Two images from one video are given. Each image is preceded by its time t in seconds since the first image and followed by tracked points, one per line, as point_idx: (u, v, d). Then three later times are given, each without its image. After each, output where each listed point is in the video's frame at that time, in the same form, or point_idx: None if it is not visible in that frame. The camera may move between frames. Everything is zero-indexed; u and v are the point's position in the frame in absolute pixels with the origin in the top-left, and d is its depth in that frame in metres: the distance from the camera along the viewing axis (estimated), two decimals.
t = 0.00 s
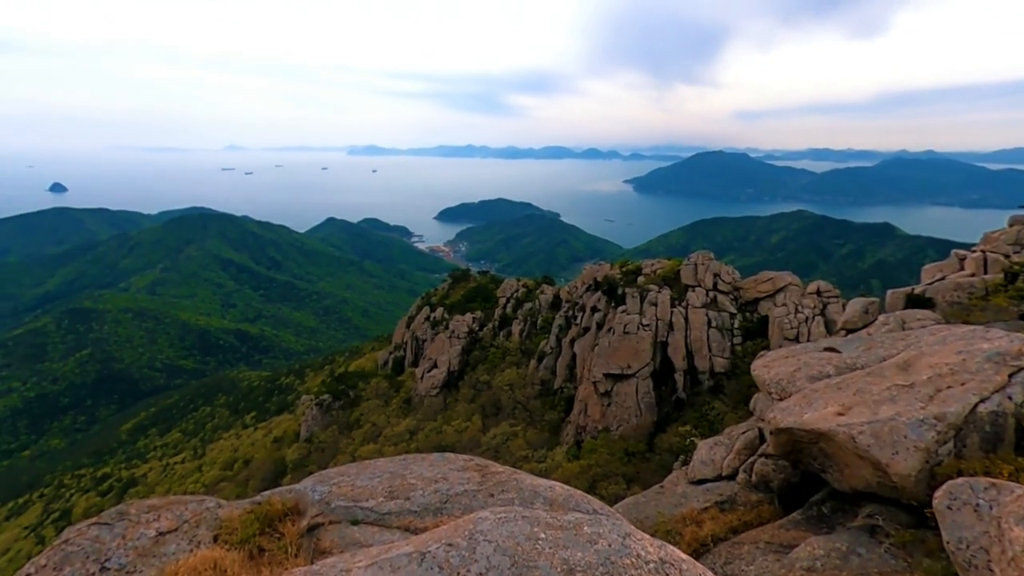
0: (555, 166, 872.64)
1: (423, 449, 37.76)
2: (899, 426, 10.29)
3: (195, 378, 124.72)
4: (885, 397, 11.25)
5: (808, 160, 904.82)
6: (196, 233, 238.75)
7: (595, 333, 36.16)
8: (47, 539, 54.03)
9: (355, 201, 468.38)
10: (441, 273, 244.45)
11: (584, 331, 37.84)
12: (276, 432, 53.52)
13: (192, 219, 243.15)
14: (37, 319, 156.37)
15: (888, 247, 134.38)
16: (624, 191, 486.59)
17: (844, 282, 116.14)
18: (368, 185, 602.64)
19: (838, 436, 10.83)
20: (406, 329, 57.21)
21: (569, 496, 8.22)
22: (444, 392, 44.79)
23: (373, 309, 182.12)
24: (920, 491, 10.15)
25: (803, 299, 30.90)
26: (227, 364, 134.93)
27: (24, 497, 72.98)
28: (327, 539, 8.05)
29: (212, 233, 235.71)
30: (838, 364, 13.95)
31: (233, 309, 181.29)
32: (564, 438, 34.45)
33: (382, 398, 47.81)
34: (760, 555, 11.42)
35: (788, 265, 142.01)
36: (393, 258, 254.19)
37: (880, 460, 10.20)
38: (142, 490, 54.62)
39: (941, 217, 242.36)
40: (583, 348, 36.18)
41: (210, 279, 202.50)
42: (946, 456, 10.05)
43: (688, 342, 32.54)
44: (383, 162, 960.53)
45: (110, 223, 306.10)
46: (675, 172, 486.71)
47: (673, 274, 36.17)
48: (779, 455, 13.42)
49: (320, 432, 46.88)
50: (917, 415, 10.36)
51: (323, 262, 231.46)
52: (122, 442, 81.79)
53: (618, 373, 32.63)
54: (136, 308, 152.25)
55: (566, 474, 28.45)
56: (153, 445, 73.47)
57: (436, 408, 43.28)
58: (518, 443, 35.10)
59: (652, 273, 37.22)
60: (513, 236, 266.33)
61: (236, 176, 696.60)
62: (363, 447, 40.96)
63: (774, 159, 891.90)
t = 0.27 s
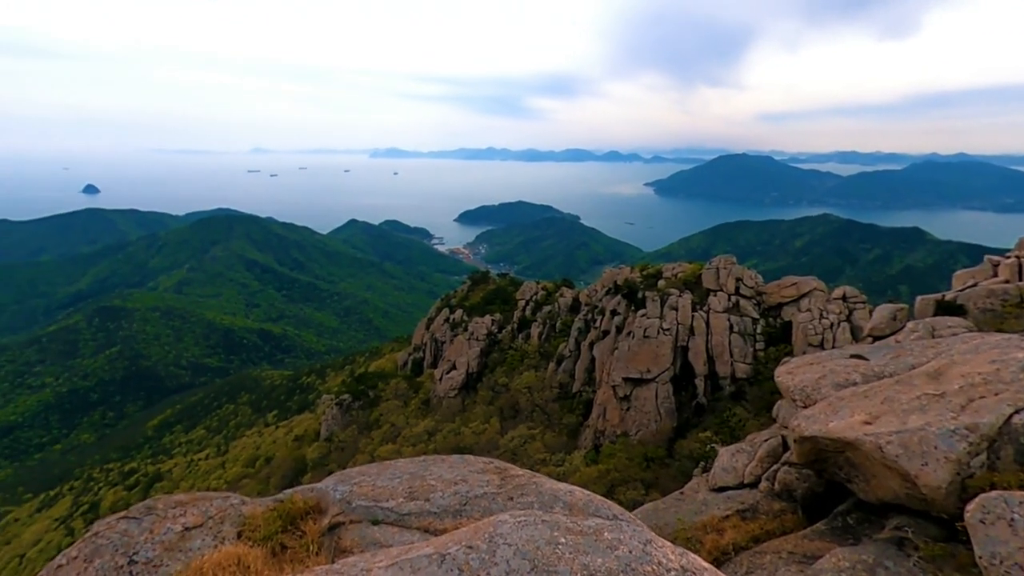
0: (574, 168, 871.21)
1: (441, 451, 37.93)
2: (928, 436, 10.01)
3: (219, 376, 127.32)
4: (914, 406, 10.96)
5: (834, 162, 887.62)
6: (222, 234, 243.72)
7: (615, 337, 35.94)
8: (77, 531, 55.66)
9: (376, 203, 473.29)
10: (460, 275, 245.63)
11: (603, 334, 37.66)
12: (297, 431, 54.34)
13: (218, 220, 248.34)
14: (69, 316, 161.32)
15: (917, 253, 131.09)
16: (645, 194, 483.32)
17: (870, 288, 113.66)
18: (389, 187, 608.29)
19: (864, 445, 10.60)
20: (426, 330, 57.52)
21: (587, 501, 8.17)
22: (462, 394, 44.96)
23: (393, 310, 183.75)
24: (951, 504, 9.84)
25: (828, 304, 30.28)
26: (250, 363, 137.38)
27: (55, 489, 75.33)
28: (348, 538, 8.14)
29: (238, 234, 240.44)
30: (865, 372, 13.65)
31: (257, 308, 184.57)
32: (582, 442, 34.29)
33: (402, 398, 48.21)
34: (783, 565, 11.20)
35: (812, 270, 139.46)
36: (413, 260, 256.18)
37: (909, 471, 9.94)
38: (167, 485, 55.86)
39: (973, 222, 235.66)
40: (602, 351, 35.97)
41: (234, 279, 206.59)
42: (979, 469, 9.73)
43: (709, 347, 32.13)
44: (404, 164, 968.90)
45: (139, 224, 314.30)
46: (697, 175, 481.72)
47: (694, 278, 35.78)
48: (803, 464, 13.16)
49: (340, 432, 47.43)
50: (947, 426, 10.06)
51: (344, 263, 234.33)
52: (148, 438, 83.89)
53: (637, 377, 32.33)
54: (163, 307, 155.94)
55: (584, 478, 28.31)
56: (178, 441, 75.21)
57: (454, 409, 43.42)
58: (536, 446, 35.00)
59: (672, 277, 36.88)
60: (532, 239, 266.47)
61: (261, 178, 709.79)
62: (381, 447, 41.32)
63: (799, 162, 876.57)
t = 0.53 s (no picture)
0: (595, 170, 867.98)
1: (459, 451, 38.05)
2: (961, 446, 9.70)
3: (243, 374, 129.74)
4: (946, 415, 10.62)
5: (861, 164, 868.19)
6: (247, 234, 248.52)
7: (635, 340, 35.67)
8: (105, 522, 57.21)
9: (398, 204, 477.80)
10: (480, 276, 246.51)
11: (624, 337, 37.41)
12: (318, 429, 55.05)
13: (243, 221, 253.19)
14: (101, 314, 166.01)
15: (949, 257, 127.46)
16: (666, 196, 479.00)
17: (899, 293, 110.90)
18: (411, 189, 613.09)
19: (892, 454, 10.36)
20: (445, 331, 57.79)
21: (608, 505, 8.12)
22: (481, 395, 45.05)
23: (413, 311, 185.23)
24: (985, 518, 9.41)
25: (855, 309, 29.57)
26: (273, 361, 139.80)
27: (86, 481, 77.63)
28: (368, 537, 8.22)
29: (262, 234, 244.56)
30: (894, 379, 13.31)
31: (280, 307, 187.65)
32: (601, 445, 34.05)
33: (421, 398, 48.52)
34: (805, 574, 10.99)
35: (839, 275, 136.56)
36: (433, 261, 257.88)
37: (939, 482, 9.66)
38: (193, 480, 57.12)
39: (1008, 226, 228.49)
40: (622, 354, 35.74)
41: (258, 279, 210.33)
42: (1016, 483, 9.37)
43: (731, 352, 31.69)
44: (425, 166, 975.84)
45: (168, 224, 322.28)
46: (720, 177, 475.82)
47: (717, 282, 35.33)
48: (828, 472, 12.91)
49: (360, 430, 47.96)
50: (982, 438, 9.73)
51: (366, 264, 237.02)
52: (174, 433, 85.91)
53: (658, 381, 31.99)
54: (190, 305, 159.48)
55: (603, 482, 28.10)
56: (203, 436, 76.85)
57: (473, 410, 43.55)
58: (554, 449, 34.86)
59: (694, 280, 36.51)
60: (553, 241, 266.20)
61: (286, 179, 722.51)
62: (400, 446, 41.60)
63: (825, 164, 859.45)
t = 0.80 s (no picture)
0: (615, 170, 863.29)
1: (477, 450, 38.20)
2: (995, 455, 9.39)
3: (265, 370, 131.95)
4: (979, 423, 10.30)
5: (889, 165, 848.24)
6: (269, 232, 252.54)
7: (654, 342, 35.37)
8: (131, 514, 58.67)
9: (417, 204, 480.78)
10: (499, 277, 247.08)
11: (643, 339, 37.12)
12: (338, 426, 55.73)
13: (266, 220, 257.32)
14: (129, 310, 170.26)
15: (981, 260, 123.88)
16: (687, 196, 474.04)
17: (927, 297, 108.22)
18: (431, 188, 616.57)
19: (920, 462, 10.11)
20: (464, 330, 58.00)
21: (629, 509, 8.08)
22: (499, 395, 45.12)
23: (432, 311, 186.49)
24: (1018, 530, 9.10)
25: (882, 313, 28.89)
26: (295, 358, 142.00)
27: (114, 473, 79.78)
28: (388, 533, 8.30)
29: (285, 233, 248.18)
30: (923, 385, 12.96)
31: (301, 305, 190.47)
32: (620, 447, 33.84)
33: (440, 397, 48.79)
34: None
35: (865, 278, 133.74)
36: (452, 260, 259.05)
37: (970, 491, 9.37)
38: (216, 474, 58.30)
39: None
40: (641, 356, 35.47)
41: (281, 277, 213.65)
42: None
43: (753, 355, 31.21)
44: (445, 166, 980.71)
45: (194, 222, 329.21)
46: (742, 177, 469.40)
47: (738, 283, 34.84)
48: (854, 479, 12.63)
49: (379, 428, 48.42)
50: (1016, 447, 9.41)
51: (386, 263, 239.24)
52: (198, 427, 87.76)
53: (678, 384, 31.67)
54: (214, 302, 162.55)
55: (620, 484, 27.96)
56: (226, 431, 78.34)
57: (491, 410, 43.64)
58: (572, 450, 34.76)
59: (715, 282, 36.06)
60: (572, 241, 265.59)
61: (308, 178, 732.47)
62: (418, 445, 41.90)
63: (851, 164, 842.21)
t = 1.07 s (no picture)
0: (633, 169, 858.18)
1: (492, 449, 38.33)
2: None
3: (284, 367, 133.77)
4: (1007, 430, 10.03)
5: (914, 164, 830.19)
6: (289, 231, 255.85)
7: (672, 342, 35.09)
8: (154, 506, 59.88)
9: (435, 203, 483.06)
10: (515, 276, 247.32)
11: (660, 339, 36.87)
12: (355, 422, 56.32)
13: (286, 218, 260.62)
14: (153, 306, 173.84)
15: (1010, 262, 120.77)
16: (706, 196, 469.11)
17: (953, 299, 105.83)
18: (448, 187, 618.64)
19: (946, 468, 9.88)
20: (480, 329, 58.10)
21: (646, 510, 8.03)
22: (514, 394, 45.18)
23: (448, 310, 187.61)
24: None
25: (905, 315, 28.25)
26: (313, 355, 143.93)
27: (138, 466, 81.54)
28: (406, 530, 8.39)
29: (304, 231, 251.18)
30: (947, 389, 12.71)
31: (320, 303, 192.76)
32: (636, 448, 33.65)
33: (456, 395, 49.11)
34: None
35: (888, 280, 131.31)
36: (469, 259, 259.88)
37: (995, 499, 9.16)
38: (236, 468, 59.30)
39: None
40: (658, 356, 35.26)
41: (300, 275, 216.37)
42: None
43: (772, 356, 30.79)
44: (462, 165, 984.28)
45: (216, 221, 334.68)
46: (763, 177, 462.99)
47: (758, 284, 34.41)
48: (876, 484, 12.41)
49: (396, 426, 48.84)
50: None
51: (403, 262, 240.91)
52: (219, 422, 89.31)
53: (695, 385, 31.40)
54: (235, 299, 165.06)
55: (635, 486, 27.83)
56: (246, 427, 79.55)
57: (506, 409, 43.75)
58: (587, 450, 34.72)
59: (735, 282, 35.68)
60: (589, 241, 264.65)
61: (327, 177, 739.78)
62: (434, 443, 42.16)
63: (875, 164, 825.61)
